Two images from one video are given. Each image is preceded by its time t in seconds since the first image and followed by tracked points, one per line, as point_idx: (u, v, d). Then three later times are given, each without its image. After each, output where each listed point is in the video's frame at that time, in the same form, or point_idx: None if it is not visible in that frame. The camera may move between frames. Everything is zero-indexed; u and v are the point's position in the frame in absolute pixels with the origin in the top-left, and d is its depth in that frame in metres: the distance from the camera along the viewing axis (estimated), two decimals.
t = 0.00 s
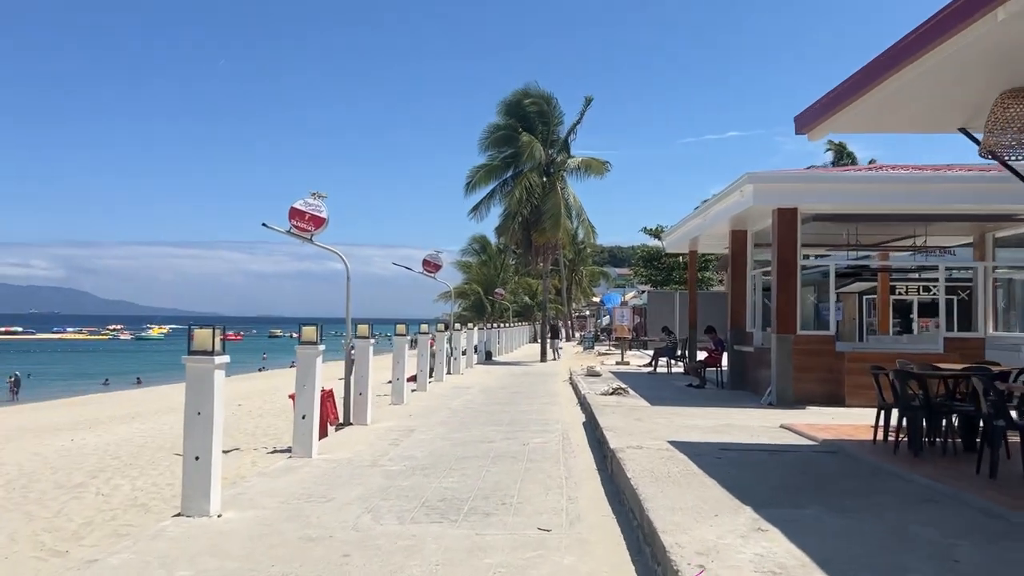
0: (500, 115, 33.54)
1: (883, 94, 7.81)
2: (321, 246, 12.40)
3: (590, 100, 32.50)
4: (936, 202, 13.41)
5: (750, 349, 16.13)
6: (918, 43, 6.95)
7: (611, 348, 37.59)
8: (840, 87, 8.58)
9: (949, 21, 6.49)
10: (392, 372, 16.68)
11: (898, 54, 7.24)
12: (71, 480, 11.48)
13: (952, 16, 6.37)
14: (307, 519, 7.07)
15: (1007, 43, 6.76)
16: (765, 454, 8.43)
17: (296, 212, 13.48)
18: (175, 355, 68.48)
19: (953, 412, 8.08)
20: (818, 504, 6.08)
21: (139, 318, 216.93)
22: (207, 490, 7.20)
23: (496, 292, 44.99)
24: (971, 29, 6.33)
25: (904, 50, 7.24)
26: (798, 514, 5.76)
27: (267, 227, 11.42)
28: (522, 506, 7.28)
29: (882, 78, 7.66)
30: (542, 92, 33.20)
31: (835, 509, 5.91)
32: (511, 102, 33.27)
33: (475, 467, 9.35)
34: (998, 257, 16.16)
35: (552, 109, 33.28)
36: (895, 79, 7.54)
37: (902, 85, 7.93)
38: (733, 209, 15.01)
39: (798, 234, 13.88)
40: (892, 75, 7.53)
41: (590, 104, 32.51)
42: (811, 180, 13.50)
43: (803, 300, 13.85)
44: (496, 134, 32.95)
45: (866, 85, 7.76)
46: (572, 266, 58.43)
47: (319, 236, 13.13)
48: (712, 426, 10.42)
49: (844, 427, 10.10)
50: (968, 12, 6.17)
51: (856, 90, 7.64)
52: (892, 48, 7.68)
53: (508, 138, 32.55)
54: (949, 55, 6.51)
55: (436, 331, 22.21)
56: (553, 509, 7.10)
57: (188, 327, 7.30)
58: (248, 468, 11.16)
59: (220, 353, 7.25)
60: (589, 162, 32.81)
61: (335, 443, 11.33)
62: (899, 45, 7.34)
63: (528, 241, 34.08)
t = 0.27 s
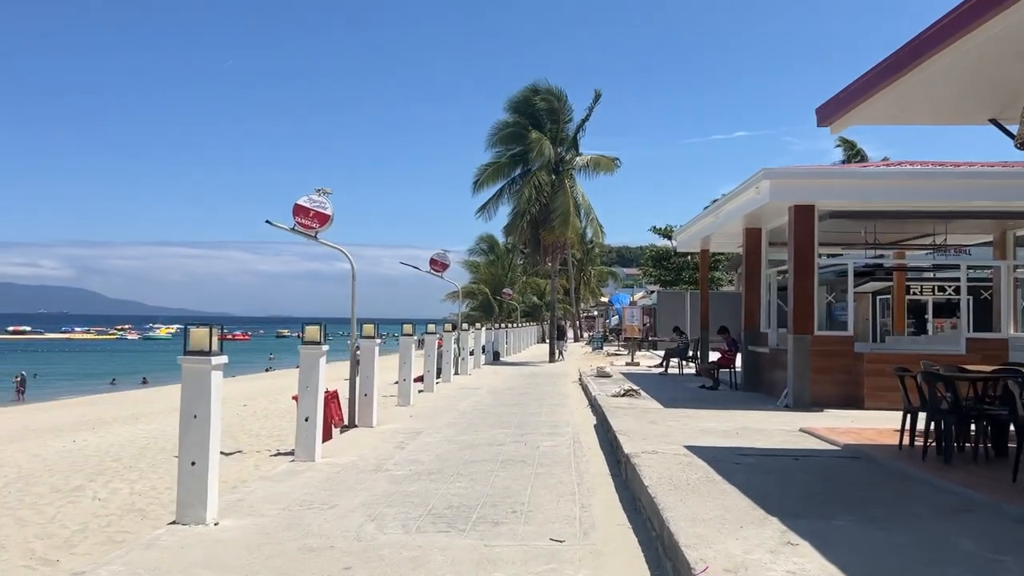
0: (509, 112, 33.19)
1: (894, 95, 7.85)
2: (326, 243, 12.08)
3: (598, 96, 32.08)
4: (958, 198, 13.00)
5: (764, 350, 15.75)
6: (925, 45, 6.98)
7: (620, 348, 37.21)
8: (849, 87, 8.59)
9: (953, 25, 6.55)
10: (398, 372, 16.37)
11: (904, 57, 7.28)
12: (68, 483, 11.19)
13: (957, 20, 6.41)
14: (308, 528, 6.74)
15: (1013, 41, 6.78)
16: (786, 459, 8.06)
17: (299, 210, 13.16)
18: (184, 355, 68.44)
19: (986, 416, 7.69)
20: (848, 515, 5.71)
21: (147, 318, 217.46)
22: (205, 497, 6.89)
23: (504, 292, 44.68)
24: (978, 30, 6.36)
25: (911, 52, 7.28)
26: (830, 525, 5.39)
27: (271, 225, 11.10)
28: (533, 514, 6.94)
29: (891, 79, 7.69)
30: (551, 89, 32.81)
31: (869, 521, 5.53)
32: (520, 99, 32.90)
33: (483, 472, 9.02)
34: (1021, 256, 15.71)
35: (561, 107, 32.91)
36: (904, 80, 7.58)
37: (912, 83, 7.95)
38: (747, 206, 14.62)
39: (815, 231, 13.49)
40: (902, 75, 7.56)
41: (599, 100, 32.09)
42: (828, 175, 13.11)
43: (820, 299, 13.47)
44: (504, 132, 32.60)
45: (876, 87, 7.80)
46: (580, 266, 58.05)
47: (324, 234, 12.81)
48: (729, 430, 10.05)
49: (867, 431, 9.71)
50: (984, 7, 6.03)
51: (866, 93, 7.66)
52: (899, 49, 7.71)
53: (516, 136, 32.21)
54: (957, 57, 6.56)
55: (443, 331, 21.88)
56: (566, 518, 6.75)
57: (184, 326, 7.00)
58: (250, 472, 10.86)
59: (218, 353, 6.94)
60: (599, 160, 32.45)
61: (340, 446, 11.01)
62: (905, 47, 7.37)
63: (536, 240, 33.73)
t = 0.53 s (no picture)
0: (516, 110, 32.85)
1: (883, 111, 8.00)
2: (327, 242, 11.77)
3: (606, 94, 31.70)
4: (978, 196, 12.60)
5: (776, 353, 15.39)
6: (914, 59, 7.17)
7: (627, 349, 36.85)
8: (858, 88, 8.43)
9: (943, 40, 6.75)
10: (401, 374, 16.06)
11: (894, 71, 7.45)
12: (61, 487, 10.90)
13: (948, 35, 6.59)
14: (301, 539, 6.42)
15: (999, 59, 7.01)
16: (804, 467, 7.70)
17: (300, 207, 12.85)
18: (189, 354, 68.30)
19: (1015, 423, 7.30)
20: (875, 531, 5.35)
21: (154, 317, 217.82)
22: (195, 506, 6.58)
23: (510, 292, 44.40)
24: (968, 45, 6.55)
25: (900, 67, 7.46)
26: (855, 543, 5.03)
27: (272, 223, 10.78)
28: (538, 525, 6.61)
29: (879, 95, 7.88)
30: (559, 87, 32.45)
31: (897, 538, 5.17)
32: (528, 97, 32.54)
33: (487, 479, 8.68)
34: None
35: (569, 106, 32.54)
36: (893, 95, 7.77)
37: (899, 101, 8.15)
38: (759, 204, 14.25)
39: (829, 231, 13.11)
40: (890, 91, 7.74)
41: (607, 98, 31.70)
42: (843, 172, 12.73)
43: (833, 301, 13.09)
44: (511, 130, 32.26)
45: (863, 104, 7.99)
46: (587, 266, 57.71)
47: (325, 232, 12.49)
48: (742, 436, 9.69)
49: (885, 437, 9.34)
50: None
51: (859, 103, 7.77)
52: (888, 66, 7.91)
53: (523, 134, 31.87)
54: (946, 71, 6.74)
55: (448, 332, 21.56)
56: (573, 531, 6.41)
57: (174, 327, 6.69)
58: (248, 477, 10.55)
59: (209, 355, 6.63)
60: (606, 159, 32.08)
61: (340, 450, 10.69)
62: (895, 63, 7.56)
63: (542, 240, 33.37)
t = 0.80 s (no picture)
0: (519, 107, 32.53)
1: (878, 115, 8.22)
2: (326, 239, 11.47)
3: (610, 92, 31.38)
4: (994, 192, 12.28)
5: (784, 353, 15.06)
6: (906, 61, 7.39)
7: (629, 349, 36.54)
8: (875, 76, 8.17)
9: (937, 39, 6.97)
10: (401, 373, 15.75)
11: (888, 76, 7.66)
12: (50, 489, 10.58)
13: (956, 29, 6.60)
14: (293, 548, 6.12)
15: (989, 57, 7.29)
16: (819, 472, 7.38)
17: (298, 203, 12.56)
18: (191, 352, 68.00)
19: None
20: (901, 543, 5.04)
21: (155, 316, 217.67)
22: (181, 512, 6.28)
23: (512, 291, 44.08)
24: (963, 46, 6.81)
25: (894, 71, 7.67)
26: (881, 557, 4.72)
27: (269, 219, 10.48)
28: (542, 534, 6.29)
29: (871, 99, 8.05)
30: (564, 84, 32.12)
31: (925, 551, 4.86)
32: (532, 94, 32.22)
33: (488, 483, 8.37)
34: None
35: (572, 103, 32.22)
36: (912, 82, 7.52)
37: (888, 107, 8.36)
38: (768, 201, 13.93)
39: (840, 227, 12.79)
40: (882, 95, 7.93)
41: (611, 96, 31.39)
42: (853, 167, 12.40)
43: (844, 300, 12.77)
44: (514, 127, 31.94)
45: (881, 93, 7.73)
46: (589, 265, 57.41)
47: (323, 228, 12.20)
48: (752, 439, 9.37)
49: (901, 440, 9.02)
50: None
51: (860, 102, 7.85)
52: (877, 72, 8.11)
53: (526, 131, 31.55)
54: (949, 70, 6.94)
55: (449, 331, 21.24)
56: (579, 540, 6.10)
57: (161, 325, 6.38)
58: (243, 480, 10.25)
59: (197, 354, 6.33)
60: (610, 157, 31.77)
61: (337, 452, 10.39)
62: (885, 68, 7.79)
63: (545, 239, 33.04)
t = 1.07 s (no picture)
0: (520, 105, 32.18)
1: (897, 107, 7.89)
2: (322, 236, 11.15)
3: (613, 90, 31.01)
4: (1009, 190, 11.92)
5: (791, 354, 14.72)
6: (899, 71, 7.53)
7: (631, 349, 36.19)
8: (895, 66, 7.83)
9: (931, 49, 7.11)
10: (400, 374, 15.41)
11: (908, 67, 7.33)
12: (35, 494, 10.24)
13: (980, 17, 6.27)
14: (281, 560, 5.78)
15: (985, 69, 7.41)
16: (835, 481, 7.03)
17: (293, 199, 12.24)
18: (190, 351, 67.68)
19: None
20: (931, 561, 4.71)
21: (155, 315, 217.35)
22: (164, 522, 5.95)
23: (512, 291, 43.73)
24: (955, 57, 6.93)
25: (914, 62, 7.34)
26: None
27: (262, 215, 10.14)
28: (546, 546, 5.96)
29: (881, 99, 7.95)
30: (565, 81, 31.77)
31: (957, 571, 4.53)
32: (532, 91, 31.86)
33: (488, 490, 8.03)
34: None
35: (574, 101, 31.86)
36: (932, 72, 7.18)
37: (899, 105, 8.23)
38: (776, 199, 13.58)
39: (851, 225, 12.44)
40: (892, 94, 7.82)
41: (614, 94, 31.03)
42: (864, 164, 12.05)
43: (855, 300, 12.43)
44: (515, 125, 31.59)
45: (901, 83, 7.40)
46: (590, 265, 57.07)
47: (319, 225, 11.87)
48: (762, 444, 9.03)
49: (917, 447, 8.69)
50: None
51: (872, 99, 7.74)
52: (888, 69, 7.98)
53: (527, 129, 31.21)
54: (942, 80, 7.01)
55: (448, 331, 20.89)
56: (585, 554, 5.76)
57: (144, 325, 6.07)
58: (235, 485, 9.91)
59: (181, 355, 6.00)
60: (612, 156, 31.42)
61: (331, 456, 10.05)
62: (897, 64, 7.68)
63: (546, 238, 32.69)
